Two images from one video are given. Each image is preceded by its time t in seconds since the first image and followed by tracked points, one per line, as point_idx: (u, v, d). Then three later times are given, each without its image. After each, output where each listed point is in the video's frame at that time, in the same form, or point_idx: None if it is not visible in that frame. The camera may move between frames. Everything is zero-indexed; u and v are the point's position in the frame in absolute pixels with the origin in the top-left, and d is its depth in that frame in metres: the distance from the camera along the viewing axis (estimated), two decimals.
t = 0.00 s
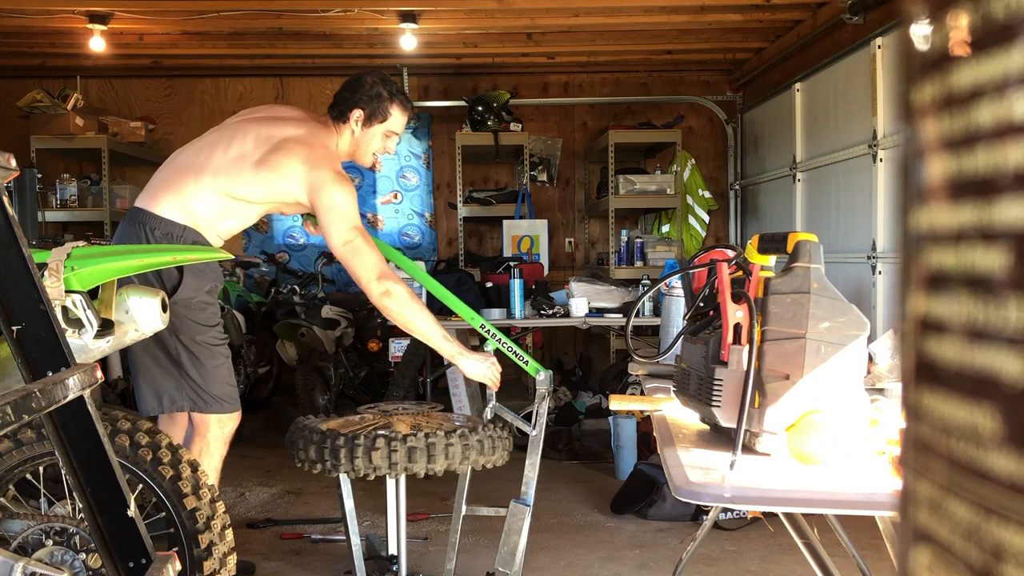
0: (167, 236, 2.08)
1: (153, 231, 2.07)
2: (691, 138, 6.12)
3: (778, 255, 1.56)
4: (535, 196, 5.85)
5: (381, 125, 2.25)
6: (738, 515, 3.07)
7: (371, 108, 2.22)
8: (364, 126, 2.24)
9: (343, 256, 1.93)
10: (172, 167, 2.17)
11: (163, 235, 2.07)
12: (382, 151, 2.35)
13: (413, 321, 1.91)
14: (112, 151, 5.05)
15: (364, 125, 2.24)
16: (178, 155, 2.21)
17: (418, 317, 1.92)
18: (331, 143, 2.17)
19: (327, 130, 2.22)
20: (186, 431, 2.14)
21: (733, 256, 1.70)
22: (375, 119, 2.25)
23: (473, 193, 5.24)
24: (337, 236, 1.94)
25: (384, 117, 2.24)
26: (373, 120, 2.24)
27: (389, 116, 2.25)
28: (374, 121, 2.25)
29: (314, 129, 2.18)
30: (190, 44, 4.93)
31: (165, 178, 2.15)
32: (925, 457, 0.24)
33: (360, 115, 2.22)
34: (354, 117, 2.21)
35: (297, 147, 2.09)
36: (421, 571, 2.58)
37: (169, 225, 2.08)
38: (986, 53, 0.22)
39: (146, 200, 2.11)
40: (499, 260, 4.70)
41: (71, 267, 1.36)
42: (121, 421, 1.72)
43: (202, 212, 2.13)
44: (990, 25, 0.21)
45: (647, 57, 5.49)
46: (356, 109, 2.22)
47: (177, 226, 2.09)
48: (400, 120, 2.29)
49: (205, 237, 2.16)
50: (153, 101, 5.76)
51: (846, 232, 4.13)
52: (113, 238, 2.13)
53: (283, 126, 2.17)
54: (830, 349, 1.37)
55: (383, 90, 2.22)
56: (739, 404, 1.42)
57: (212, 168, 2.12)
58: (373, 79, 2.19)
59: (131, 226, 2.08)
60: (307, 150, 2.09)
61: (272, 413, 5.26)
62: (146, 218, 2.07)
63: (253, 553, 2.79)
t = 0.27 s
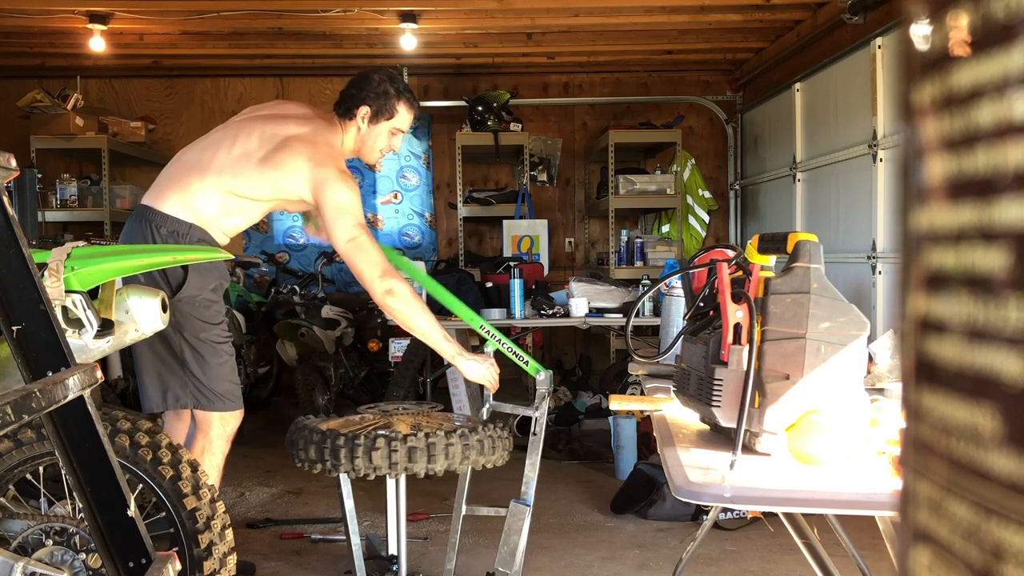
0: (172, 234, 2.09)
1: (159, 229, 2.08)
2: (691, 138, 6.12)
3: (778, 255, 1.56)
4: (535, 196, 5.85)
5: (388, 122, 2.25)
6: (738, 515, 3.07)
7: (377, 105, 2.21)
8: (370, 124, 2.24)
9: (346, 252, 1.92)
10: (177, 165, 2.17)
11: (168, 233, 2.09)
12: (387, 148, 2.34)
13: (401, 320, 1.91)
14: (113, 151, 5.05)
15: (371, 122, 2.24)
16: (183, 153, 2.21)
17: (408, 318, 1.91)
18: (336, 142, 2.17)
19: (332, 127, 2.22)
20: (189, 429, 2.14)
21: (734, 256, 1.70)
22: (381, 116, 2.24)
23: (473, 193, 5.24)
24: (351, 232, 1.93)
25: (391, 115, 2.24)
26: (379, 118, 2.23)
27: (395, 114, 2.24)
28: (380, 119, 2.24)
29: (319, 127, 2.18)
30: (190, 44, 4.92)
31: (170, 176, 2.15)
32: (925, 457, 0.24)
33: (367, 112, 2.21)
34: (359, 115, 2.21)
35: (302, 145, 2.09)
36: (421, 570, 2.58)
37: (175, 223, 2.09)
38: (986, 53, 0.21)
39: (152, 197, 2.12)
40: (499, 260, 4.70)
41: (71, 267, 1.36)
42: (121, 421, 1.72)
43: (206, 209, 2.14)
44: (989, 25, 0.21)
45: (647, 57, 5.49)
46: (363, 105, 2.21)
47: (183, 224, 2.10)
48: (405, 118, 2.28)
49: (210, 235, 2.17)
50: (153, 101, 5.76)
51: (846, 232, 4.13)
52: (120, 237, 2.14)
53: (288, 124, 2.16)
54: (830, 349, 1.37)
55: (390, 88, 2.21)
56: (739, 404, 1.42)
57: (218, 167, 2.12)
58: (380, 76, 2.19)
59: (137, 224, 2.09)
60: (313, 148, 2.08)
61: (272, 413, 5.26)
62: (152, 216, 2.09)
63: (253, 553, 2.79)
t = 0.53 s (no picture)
0: (180, 233, 2.09)
1: (167, 229, 2.08)
2: (691, 138, 6.12)
3: (778, 255, 1.56)
4: (535, 195, 5.85)
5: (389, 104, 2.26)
6: (738, 515, 3.07)
7: (379, 88, 2.22)
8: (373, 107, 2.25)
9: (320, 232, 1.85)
10: (184, 166, 2.17)
11: (176, 233, 2.08)
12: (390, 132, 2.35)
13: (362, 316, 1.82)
14: (113, 151, 5.05)
15: (372, 105, 2.25)
16: (189, 154, 2.22)
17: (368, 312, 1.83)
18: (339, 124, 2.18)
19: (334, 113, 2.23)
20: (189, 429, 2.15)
21: (734, 256, 1.70)
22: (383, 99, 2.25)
23: (473, 193, 5.24)
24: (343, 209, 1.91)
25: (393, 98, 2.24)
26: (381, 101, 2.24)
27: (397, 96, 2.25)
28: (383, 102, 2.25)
29: (323, 114, 2.19)
30: (190, 44, 4.92)
31: (178, 177, 2.16)
32: (925, 457, 0.24)
33: (368, 95, 2.22)
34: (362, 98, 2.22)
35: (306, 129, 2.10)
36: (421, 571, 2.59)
37: (182, 223, 2.09)
38: (985, 53, 0.21)
39: (161, 198, 2.13)
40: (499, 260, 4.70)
41: (71, 267, 1.36)
42: (121, 421, 1.72)
43: (217, 206, 2.14)
44: (990, 24, 0.21)
45: (647, 57, 5.49)
46: (364, 87, 2.22)
47: (190, 224, 2.09)
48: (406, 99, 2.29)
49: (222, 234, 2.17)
50: (153, 101, 5.76)
51: (846, 232, 4.13)
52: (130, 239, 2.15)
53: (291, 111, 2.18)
54: (830, 349, 1.37)
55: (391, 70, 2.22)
56: (739, 404, 1.42)
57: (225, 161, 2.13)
58: (379, 59, 2.20)
59: (146, 224, 2.10)
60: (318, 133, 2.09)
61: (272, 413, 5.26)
62: (161, 216, 2.09)
63: (253, 553, 2.79)
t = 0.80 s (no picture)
0: (197, 230, 2.09)
1: (182, 227, 2.09)
2: (691, 138, 6.12)
3: (778, 255, 1.56)
4: (535, 195, 5.85)
5: (379, 74, 2.40)
6: (738, 515, 3.07)
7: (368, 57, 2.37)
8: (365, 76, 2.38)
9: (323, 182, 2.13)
10: (190, 162, 2.18)
11: (192, 230, 2.09)
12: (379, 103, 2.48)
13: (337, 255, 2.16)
14: (113, 151, 5.05)
15: (363, 74, 2.38)
16: (190, 152, 2.22)
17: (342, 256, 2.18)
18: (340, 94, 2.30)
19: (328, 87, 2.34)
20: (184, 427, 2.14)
21: (733, 256, 1.70)
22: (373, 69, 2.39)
23: (473, 193, 5.24)
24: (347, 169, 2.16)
25: (383, 66, 2.39)
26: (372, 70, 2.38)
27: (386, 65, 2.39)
28: (373, 71, 2.39)
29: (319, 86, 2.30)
30: (190, 44, 4.92)
31: (185, 174, 2.16)
32: (926, 457, 0.24)
33: (359, 64, 2.36)
34: (355, 67, 2.35)
35: (310, 99, 2.22)
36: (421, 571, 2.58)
37: (196, 220, 2.10)
38: (985, 53, 0.22)
39: (172, 196, 2.12)
40: (498, 260, 4.71)
41: (71, 268, 1.36)
42: (121, 421, 1.72)
43: (232, 191, 2.16)
44: (990, 25, 0.21)
45: (647, 57, 5.48)
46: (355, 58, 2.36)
47: (205, 220, 2.11)
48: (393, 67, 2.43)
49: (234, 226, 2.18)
50: (153, 101, 5.76)
51: (846, 232, 4.13)
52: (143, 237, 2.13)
53: (288, 85, 2.27)
54: (830, 349, 1.37)
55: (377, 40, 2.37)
56: (739, 404, 1.42)
57: (234, 143, 2.16)
58: (368, 34, 2.36)
59: (161, 222, 2.09)
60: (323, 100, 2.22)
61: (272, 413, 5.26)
62: (175, 214, 2.09)
63: (253, 553, 2.79)
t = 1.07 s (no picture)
0: (212, 228, 2.09)
1: (199, 225, 2.07)
2: (691, 138, 6.13)
3: (777, 255, 1.56)
4: (535, 195, 5.85)
5: (368, 75, 2.53)
6: (738, 515, 3.07)
7: (357, 57, 2.50)
8: (354, 75, 2.51)
9: (343, 162, 2.29)
10: (200, 159, 2.18)
11: (208, 228, 2.08)
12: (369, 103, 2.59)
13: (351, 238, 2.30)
14: (113, 151, 5.05)
15: (353, 75, 2.51)
16: (196, 150, 2.23)
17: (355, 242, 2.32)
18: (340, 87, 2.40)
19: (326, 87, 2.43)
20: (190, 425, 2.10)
21: (733, 256, 1.70)
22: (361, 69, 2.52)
23: (473, 193, 5.24)
24: (363, 151, 2.33)
25: (371, 66, 2.52)
26: (361, 69, 2.52)
27: (375, 64, 2.53)
28: (362, 71, 2.52)
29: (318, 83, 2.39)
30: (190, 44, 4.92)
31: (192, 174, 2.16)
32: (926, 458, 0.24)
33: (350, 64, 2.49)
34: (345, 67, 2.48)
35: (319, 95, 2.31)
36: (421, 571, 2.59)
37: (212, 218, 2.09)
38: (986, 52, 0.21)
39: (183, 196, 2.11)
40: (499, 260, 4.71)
41: (71, 268, 1.36)
42: (121, 421, 1.72)
43: (245, 185, 2.19)
44: (990, 24, 0.21)
45: (647, 57, 5.49)
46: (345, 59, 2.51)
47: (220, 219, 2.10)
48: (380, 67, 2.57)
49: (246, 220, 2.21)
50: (153, 101, 5.76)
51: (846, 232, 4.13)
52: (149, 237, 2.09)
53: (285, 83, 2.36)
54: (830, 349, 1.37)
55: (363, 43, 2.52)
56: (739, 404, 1.42)
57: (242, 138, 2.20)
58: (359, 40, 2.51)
59: (173, 220, 2.07)
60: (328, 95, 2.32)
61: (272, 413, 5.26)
62: (189, 213, 2.07)
63: (253, 553, 2.79)
